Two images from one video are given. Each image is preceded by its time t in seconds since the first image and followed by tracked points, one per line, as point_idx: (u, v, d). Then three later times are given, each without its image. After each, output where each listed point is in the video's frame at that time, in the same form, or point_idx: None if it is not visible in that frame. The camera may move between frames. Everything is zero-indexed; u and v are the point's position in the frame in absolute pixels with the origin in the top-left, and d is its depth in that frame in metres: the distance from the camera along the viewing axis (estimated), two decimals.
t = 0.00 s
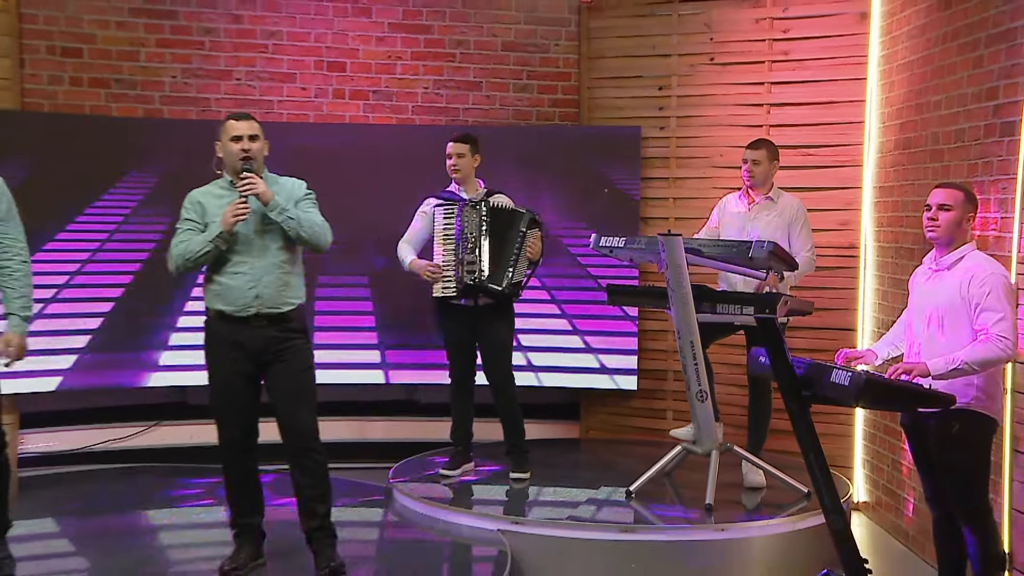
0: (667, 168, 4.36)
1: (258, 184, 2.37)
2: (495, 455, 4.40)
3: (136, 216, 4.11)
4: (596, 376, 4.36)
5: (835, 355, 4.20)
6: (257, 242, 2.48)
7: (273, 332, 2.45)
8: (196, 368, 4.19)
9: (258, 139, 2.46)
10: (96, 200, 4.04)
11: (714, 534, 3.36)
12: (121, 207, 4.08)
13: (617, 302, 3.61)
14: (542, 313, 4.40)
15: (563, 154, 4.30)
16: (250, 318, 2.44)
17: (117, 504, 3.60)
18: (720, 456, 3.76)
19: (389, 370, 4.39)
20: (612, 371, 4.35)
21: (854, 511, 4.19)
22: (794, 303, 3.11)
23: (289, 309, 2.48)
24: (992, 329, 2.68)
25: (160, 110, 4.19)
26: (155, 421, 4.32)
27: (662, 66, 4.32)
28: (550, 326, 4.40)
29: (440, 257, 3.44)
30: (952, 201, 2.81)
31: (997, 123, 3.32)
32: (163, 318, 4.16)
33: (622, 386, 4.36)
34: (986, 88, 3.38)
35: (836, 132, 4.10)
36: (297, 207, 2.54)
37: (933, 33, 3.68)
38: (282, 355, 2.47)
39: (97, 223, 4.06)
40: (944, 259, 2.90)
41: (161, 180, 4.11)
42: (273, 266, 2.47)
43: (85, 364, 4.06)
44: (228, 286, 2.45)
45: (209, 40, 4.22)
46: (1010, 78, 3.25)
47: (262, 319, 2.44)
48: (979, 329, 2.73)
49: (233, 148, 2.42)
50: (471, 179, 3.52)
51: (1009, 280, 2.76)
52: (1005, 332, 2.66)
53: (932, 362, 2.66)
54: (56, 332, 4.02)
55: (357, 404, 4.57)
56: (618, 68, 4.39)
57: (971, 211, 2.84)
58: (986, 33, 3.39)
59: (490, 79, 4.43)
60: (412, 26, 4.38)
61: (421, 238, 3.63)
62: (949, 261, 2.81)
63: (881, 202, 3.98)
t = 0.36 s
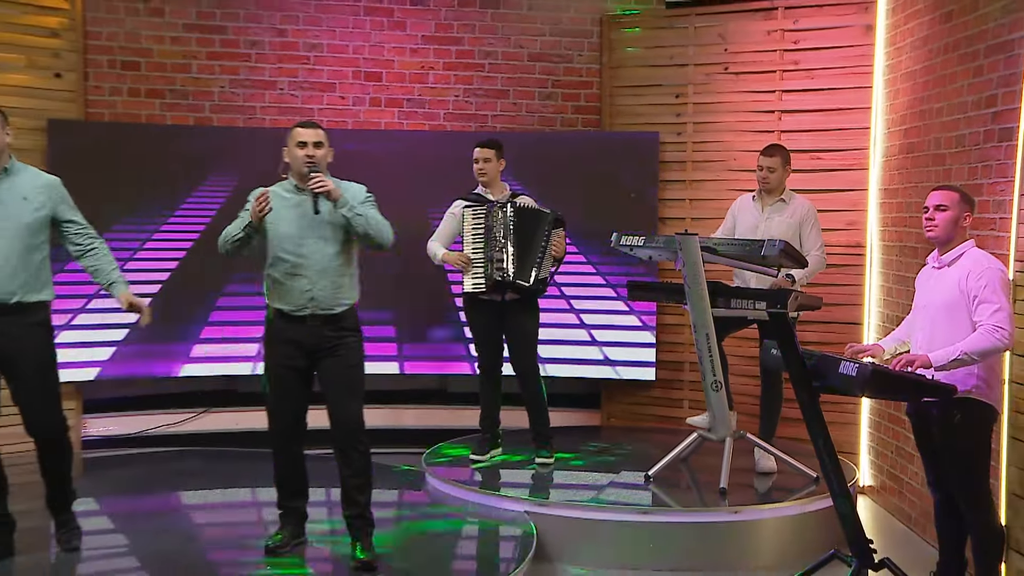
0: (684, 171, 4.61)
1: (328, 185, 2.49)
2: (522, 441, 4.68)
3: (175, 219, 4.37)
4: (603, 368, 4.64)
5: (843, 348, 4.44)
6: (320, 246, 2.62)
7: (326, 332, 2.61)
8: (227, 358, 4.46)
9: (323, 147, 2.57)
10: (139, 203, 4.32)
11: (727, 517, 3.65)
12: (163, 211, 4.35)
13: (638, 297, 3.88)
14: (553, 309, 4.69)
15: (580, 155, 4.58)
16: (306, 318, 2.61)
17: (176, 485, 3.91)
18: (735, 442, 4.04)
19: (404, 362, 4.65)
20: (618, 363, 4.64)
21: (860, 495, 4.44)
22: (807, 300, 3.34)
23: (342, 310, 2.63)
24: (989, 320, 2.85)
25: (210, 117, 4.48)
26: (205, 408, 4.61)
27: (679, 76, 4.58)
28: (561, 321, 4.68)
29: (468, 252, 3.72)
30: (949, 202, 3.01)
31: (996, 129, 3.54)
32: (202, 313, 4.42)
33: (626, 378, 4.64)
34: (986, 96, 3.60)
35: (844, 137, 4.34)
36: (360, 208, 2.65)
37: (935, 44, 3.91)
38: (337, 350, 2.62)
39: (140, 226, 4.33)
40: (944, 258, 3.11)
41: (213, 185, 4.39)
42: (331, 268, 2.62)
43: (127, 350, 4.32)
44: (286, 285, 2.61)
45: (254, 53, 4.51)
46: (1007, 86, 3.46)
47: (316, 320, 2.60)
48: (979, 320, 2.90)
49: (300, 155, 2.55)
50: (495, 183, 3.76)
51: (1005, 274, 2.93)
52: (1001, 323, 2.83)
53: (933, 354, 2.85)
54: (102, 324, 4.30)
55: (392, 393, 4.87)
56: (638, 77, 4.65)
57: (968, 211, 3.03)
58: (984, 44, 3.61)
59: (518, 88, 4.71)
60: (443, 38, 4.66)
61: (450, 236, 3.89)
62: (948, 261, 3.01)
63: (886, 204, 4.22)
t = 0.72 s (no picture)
0: (699, 173, 4.87)
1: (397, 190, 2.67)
2: (546, 428, 4.97)
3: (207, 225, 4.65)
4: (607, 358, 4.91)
5: (850, 341, 4.69)
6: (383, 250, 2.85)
7: (382, 330, 2.85)
8: (252, 350, 4.76)
9: (388, 156, 2.78)
10: (176, 204, 4.59)
11: (739, 499, 3.93)
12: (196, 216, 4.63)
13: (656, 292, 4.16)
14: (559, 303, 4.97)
15: (593, 156, 4.85)
16: (364, 317, 2.83)
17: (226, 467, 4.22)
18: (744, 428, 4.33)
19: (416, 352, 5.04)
20: (621, 354, 4.90)
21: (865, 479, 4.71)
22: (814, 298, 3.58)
23: (400, 311, 2.86)
24: (995, 313, 3.09)
25: (254, 124, 4.78)
26: (248, 396, 4.93)
27: (694, 83, 4.84)
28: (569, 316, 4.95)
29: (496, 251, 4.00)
30: (954, 203, 3.26)
31: (994, 134, 3.78)
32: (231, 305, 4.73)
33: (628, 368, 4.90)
34: (985, 102, 3.84)
35: (850, 141, 4.59)
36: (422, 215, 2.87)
37: (938, 53, 4.15)
38: (389, 344, 2.87)
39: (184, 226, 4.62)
40: (949, 256, 3.38)
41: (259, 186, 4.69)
42: (390, 272, 2.84)
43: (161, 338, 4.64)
44: (348, 285, 2.84)
45: (295, 63, 4.81)
46: (1005, 94, 3.70)
47: (373, 319, 2.83)
48: (985, 314, 3.14)
49: (369, 163, 2.77)
50: (523, 182, 4.04)
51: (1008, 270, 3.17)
52: (1005, 316, 3.07)
53: (945, 350, 3.09)
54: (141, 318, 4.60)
55: (423, 381, 5.17)
56: (656, 85, 4.91)
57: (972, 211, 3.27)
58: (984, 54, 3.85)
59: (543, 94, 4.97)
60: (472, 48, 4.94)
61: (482, 235, 4.17)
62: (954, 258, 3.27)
63: (891, 204, 4.47)
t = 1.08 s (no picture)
0: (711, 173, 5.14)
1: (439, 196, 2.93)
2: (566, 415, 5.25)
3: (242, 217, 4.96)
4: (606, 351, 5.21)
5: (855, 333, 4.94)
6: (425, 253, 3.09)
7: (422, 329, 3.10)
8: (278, 341, 5.06)
9: (434, 162, 3.03)
10: (216, 204, 4.90)
11: (750, 482, 4.21)
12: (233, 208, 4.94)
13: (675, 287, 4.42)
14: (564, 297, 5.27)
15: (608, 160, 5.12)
16: (404, 315, 3.08)
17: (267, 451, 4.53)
18: (755, 416, 4.62)
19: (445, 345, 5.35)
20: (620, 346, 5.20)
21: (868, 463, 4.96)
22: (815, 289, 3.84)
23: (439, 311, 3.11)
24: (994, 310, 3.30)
25: (291, 127, 5.08)
26: (284, 384, 5.26)
27: (707, 88, 5.10)
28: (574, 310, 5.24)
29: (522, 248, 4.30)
30: (960, 203, 3.46)
31: (992, 137, 4.02)
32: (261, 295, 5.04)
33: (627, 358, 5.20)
34: (983, 107, 4.08)
35: (855, 143, 4.84)
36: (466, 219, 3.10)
37: (938, 61, 4.40)
38: (424, 340, 3.11)
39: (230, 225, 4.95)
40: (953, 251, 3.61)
41: (298, 188, 4.99)
42: (430, 274, 3.08)
43: (194, 327, 4.95)
44: (391, 285, 3.09)
45: (330, 70, 5.10)
46: (1002, 99, 3.94)
47: (414, 318, 3.08)
48: (985, 310, 3.35)
49: (415, 168, 3.01)
50: (551, 182, 4.34)
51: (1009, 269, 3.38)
52: (1003, 313, 3.28)
53: (944, 341, 3.30)
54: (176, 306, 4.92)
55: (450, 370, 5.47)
56: (672, 90, 5.18)
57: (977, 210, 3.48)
58: (981, 62, 4.09)
59: (563, 99, 5.25)
60: (497, 55, 5.21)
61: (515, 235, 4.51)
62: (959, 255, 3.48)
63: (893, 203, 4.71)
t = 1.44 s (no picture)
0: (725, 174, 5.41)
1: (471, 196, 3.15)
2: (586, 403, 5.54)
3: (277, 209, 5.26)
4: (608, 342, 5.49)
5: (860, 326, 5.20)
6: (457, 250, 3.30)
7: (454, 323, 3.31)
8: (298, 333, 5.35)
9: (466, 164, 3.26)
10: (256, 203, 5.22)
11: (759, 467, 4.49)
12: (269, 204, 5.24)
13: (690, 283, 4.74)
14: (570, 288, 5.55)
15: (620, 160, 5.33)
16: (437, 309, 3.29)
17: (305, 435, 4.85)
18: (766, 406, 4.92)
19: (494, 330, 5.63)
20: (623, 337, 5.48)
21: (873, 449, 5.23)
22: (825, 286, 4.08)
23: (470, 305, 3.31)
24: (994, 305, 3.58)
25: (327, 131, 5.40)
26: (320, 373, 5.61)
27: (721, 94, 5.37)
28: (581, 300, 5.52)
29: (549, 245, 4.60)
30: (961, 204, 3.74)
31: (990, 140, 4.27)
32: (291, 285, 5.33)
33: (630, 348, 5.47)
34: (982, 112, 4.33)
35: (861, 146, 5.10)
36: (496, 219, 3.34)
37: (939, 69, 4.65)
38: (452, 335, 3.34)
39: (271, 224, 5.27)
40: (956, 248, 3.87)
41: (332, 188, 5.29)
42: (463, 271, 3.29)
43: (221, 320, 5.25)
44: (426, 280, 3.30)
45: (364, 77, 5.41)
46: (1000, 105, 4.20)
47: (447, 312, 3.28)
48: (985, 305, 3.63)
49: (448, 169, 3.25)
50: (580, 181, 4.62)
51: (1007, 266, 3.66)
52: (1003, 307, 3.56)
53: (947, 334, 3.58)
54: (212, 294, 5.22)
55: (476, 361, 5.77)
56: (687, 95, 5.46)
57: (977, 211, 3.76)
58: (980, 70, 4.35)
59: (584, 104, 5.53)
60: (521, 63, 5.50)
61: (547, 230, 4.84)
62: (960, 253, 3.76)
63: (897, 203, 4.97)
